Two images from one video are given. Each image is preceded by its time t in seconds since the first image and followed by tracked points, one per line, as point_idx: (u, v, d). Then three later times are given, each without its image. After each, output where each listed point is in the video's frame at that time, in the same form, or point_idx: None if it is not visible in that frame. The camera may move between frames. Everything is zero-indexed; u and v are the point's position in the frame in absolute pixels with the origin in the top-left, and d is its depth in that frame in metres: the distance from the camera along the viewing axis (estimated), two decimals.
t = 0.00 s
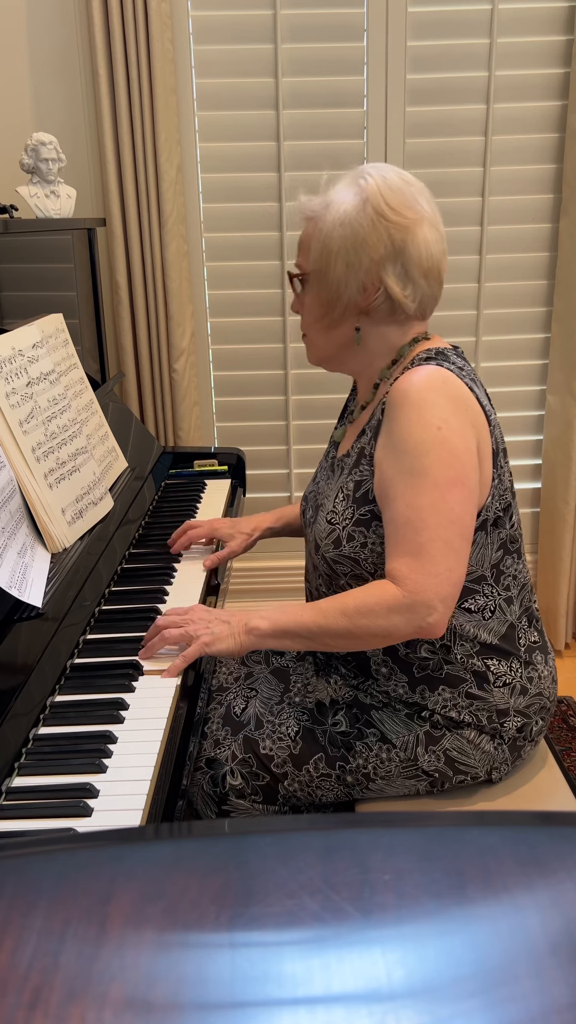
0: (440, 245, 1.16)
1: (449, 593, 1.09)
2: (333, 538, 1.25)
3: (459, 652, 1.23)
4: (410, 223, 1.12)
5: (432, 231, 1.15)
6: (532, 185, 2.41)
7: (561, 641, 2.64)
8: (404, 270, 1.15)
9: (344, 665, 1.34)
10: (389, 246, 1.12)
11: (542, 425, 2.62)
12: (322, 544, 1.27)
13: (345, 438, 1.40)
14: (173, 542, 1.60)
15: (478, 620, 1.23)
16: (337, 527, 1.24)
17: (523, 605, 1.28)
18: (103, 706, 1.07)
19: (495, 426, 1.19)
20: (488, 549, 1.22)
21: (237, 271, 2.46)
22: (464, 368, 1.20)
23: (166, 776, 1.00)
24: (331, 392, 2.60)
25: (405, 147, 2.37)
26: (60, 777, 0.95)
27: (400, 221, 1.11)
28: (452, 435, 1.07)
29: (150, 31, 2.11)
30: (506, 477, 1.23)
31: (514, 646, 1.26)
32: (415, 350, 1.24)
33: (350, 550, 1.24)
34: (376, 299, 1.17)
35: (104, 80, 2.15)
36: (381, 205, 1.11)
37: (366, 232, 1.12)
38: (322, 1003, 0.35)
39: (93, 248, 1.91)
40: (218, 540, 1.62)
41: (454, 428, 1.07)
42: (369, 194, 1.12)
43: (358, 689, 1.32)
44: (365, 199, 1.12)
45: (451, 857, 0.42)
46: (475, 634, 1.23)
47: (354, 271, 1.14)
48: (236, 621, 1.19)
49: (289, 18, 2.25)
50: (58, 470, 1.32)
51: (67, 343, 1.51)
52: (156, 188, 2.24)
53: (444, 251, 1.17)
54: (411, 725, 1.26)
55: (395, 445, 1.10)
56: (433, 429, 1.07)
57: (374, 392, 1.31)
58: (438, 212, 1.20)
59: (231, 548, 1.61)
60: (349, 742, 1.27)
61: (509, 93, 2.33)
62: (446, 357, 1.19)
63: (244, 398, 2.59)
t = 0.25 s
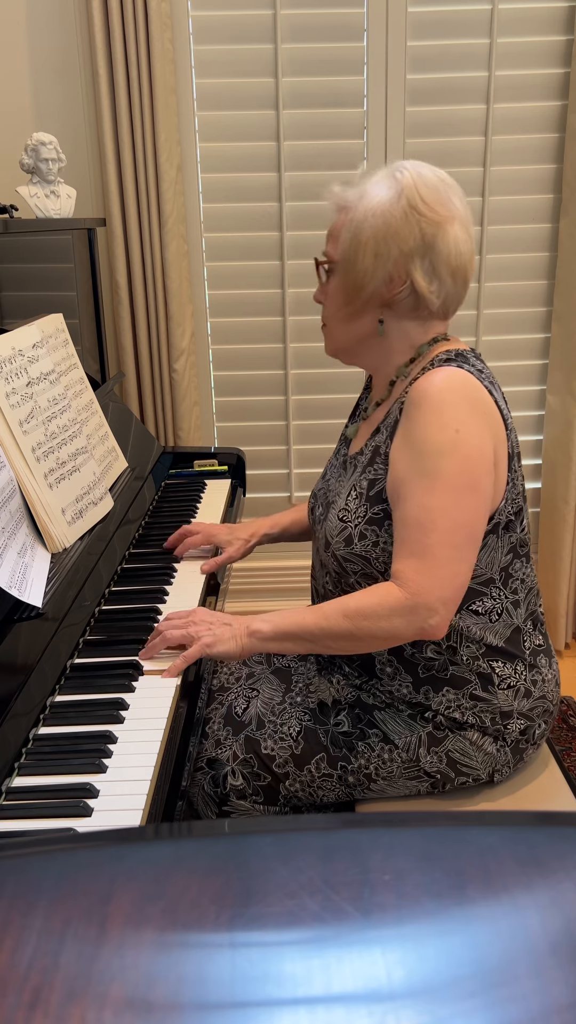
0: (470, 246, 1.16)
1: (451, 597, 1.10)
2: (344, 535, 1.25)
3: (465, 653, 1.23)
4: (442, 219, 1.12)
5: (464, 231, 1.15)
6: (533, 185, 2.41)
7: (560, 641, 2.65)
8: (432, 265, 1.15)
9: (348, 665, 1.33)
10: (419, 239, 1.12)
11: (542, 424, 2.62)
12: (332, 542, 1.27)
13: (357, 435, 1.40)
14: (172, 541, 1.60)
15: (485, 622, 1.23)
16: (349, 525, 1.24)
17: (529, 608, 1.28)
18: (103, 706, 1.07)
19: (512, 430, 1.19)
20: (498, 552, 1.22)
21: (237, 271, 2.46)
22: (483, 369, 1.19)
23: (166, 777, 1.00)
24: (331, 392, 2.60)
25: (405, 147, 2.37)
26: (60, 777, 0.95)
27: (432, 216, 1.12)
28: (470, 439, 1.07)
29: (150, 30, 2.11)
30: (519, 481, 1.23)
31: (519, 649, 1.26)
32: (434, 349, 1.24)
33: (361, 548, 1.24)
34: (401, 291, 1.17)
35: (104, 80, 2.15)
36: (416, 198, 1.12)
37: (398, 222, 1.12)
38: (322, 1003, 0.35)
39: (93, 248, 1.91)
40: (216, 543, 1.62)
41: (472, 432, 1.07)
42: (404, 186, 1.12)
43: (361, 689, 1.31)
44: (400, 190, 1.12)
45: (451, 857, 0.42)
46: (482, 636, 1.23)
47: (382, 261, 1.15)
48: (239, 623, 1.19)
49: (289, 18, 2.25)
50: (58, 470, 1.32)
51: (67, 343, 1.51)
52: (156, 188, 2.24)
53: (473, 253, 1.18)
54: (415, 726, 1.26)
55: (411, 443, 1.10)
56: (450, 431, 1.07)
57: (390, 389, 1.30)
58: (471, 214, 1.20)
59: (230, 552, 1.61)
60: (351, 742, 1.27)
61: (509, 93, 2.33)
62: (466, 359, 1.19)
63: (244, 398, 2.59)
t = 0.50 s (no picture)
0: (499, 251, 1.17)
1: (454, 597, 1.10)
2: (356, 532, 1.25)
3: (470, 654, 1.23)
4: (475, 219, 1.13)
5: (495, 235, 1.16)
6: (533, 185, 2.41)
7: (560, 641, 2.65)
8: (460, 264, 1.15)
9: (351, 664, 1.33)
10: (451, 236, 1.13)
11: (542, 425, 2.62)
12: (343, 538, 1.27)
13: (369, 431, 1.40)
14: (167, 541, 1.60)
15: (491, 623, 1.23)
16: (360, 521, 1.24)
17: (535, 611, 1.28)
18: (103, 706, 1.07)
19: (526, 432, 1.19)
20: (507, 553, 1.22)
21: (237, 270, 2.46)
22: (500, 370, 1.19)
23: (166, 777, 1.00)
24: (331, 392, 2.61)
25: (405, 147, 2.37)
26: (60, 777, 0.95)
27: (467, 214, 1.12)
28: (484, 441, 1.07)
29: (150, 30, 2.11)
30: (531, 483, 1.23)
31: (524, 651, 1.26)
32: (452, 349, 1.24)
33: (373, 545, 1.24)
34: (426, 285, 1.17)
35: (104, 80, 2.15)
36: (453, 195, 1.12)
37: (431, 216, 1.12)
38: (322, 1003, 0.35)
39: (93, 248, 1.91)
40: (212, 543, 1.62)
41: (487, 434, 1.07)
42: (443, 182, 1.13)
43: (363, 689, 1.31)
44: (438, 186, 1.13)
45: (451, 857, 0.42)
46: (488, 636, 1.23)
47: (411, 252, 1.15)
48: (239, 623, 1.20)
49: (289, 18, 2.25)
50: (58, 470, 1.32)
51: (67, 342, 1.51)
52: (157, 188, 2.24)
53: (502, 259, 1.18)
54: (417, 726, 1.26)
55: (424, 440, 1.10)
56: (465, 431, 1.07)
57: (405, 385, 1.30)
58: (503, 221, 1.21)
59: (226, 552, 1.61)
60: (353, 742, 1.27)
61: (509, 93, 2.33)
62: (484, 359, 1.19)
63: (243, 398, 2.59)
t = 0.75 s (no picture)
0: (518, 251, 1.17)
1: (457, 597, 1.10)
2: (367, 530, 1.25)
3: (476, 655, 1.23)
4: (495, 219, 1.13)
5: (515, 234, 1.16)
6: (533, 185, 2.41)
7: (560, 641, 2.65)
8: (479, 263, 1.15)
9: (355, 664, 1.33)
10: (470, 235, 1.13)
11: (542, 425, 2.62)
12: (353, 535, 1.27)
13: (381, 429, 1.40)
14: (168, 535, 1.61)
15: (497, 625, 1.23)
16: (372, 519, 1.24)
17: (540, 614, 1.28)
18: (103, 706, 1.07)
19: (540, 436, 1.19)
20: (517, 555, 1.22)
21: (237, 270, 2.46)
22: (517, 373, 1.18)
23: (166, 777, 1.00)
24: (331, 392, 2.60)
25: (405, 147, 2.37)
26: (60, 777, 0.95)
27: (487, 214, 1.12)
28: (499, 443, 1.07)
29: (150, 30, 2.11)
30: (542, 487, 1.23)
31: (529, 653, 1.26)
32: (468, 351, 1.24)
33: (384, 543, 1.24)
34: (445, 285, 1.17)
35: (105, 80, 2.15)
36: (473, 195, 1.12)
37: (451, 215, 1.12)
38: (321, 1004, 0.35)
39: (93, 248, 1.91)
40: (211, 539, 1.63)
41: (502, 437, 1.08)
42: (463, 181, 1.13)
43: (366, 689, 1.32)
44: (458, 185, 1.13)
45: (452, 857, 0.42)
46: (493, 638, 1.23)
47: (431, 251, 1.15)
48: (240, 623, 1.20)
49: (289, 18, 2.25)
50: (58, 470, 1.32)
51: (67, 342, 1.51)
52: (157, 188, 2.24)
53: (521, 259, 1.18)
54: (419, 726, 1.26)
55: (437, 437, 1.10)
56: (480, 432, 1.07)
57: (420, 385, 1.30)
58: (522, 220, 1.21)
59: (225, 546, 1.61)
60: (354, 741, 1.27)
61: (509, 93, 2.33)
62: (500, 361, 1.18)
63: (243, 398, 2.59)
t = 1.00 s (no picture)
0: (528, 248, 1.17)
1: (460, 599, 1.10)
2: (376, 529, 1.25)
3: (479, 656, 1.23)
4: (504, 217, 1.13)
5: (524, 232, 1.16)
6: (533, 185, 2.41)
7: (560, 641, 2.65)
8: (490, 262, 1.15)
9: (358, 663, 1.34)
10: (480, 234, 1.13)
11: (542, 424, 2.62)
12: (362, 534, 1.27)
13: (390, 429, 1.40)
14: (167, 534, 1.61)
15: (502, 627, 1.23)
16: (381, 519, 1.25)
17: (544, 616, 1.28)
18: (103, 706, 1.07)
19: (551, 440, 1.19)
20: (523, 558, 1.22)
21: (237, 270, 2.46)
22: (530, 376, 1.19)
23: (166, 777, 1.00)
24: (331, 392, 2.60)
25: (405, 147, 2.37)
26: (59, 777, 0.95)
27: (496, 212, 1.12)
28: (510, 447, 1.07)
29: (150, 30, 2.11)
30: (551, 491, 1.23)
31: (532, 655, 1.26)
32: (480, 352, 1.24)
33: (392, 543, 1.24)
34: (456, 285, 1.17)
35: (105, 80, 2.15)
36: (481, 193, 1.12)
37: (460, 215, 1.12)
38: (322, 1004, 0.35)
39: (93, 248, 1.91)
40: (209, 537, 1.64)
41: (514, 441, 1.08)
42: (471, 181, 1.13)
43: (367, 689, 1.32)
44: (466, 185, 1.13)
45: (452, 857, 0.42)
46: (498, 640, 1.23)
47: (441, 252, 1.15)
48: (240, 623, 1.20)
49: (289, 18, 2.25)
50: (58, 470, 1.32)
51: (67, 343, 1.51)
52: (157, 188, 2.24)
53: (531, 256, 1.18)
54: (421, 726, 1.26)
55: (448, 439, 1.11)
56: (492, 435, 1.07)
57: (432, 386, 1.30)
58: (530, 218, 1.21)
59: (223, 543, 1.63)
60: (355, 741, 1.27)
61: (509, 93, 2.33)
62: (514, 364, 1.19)
63: (243, 398, 2.59)
